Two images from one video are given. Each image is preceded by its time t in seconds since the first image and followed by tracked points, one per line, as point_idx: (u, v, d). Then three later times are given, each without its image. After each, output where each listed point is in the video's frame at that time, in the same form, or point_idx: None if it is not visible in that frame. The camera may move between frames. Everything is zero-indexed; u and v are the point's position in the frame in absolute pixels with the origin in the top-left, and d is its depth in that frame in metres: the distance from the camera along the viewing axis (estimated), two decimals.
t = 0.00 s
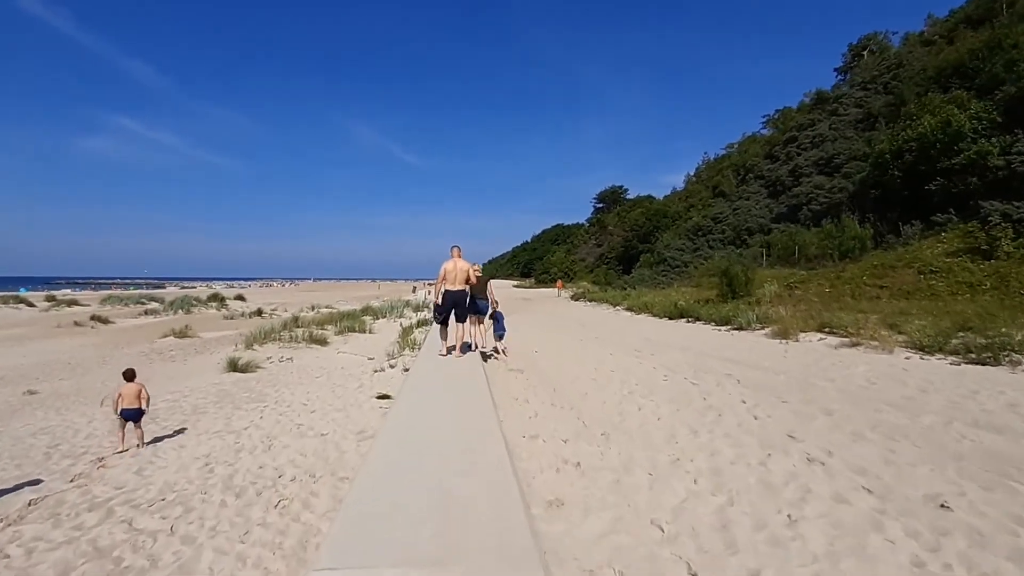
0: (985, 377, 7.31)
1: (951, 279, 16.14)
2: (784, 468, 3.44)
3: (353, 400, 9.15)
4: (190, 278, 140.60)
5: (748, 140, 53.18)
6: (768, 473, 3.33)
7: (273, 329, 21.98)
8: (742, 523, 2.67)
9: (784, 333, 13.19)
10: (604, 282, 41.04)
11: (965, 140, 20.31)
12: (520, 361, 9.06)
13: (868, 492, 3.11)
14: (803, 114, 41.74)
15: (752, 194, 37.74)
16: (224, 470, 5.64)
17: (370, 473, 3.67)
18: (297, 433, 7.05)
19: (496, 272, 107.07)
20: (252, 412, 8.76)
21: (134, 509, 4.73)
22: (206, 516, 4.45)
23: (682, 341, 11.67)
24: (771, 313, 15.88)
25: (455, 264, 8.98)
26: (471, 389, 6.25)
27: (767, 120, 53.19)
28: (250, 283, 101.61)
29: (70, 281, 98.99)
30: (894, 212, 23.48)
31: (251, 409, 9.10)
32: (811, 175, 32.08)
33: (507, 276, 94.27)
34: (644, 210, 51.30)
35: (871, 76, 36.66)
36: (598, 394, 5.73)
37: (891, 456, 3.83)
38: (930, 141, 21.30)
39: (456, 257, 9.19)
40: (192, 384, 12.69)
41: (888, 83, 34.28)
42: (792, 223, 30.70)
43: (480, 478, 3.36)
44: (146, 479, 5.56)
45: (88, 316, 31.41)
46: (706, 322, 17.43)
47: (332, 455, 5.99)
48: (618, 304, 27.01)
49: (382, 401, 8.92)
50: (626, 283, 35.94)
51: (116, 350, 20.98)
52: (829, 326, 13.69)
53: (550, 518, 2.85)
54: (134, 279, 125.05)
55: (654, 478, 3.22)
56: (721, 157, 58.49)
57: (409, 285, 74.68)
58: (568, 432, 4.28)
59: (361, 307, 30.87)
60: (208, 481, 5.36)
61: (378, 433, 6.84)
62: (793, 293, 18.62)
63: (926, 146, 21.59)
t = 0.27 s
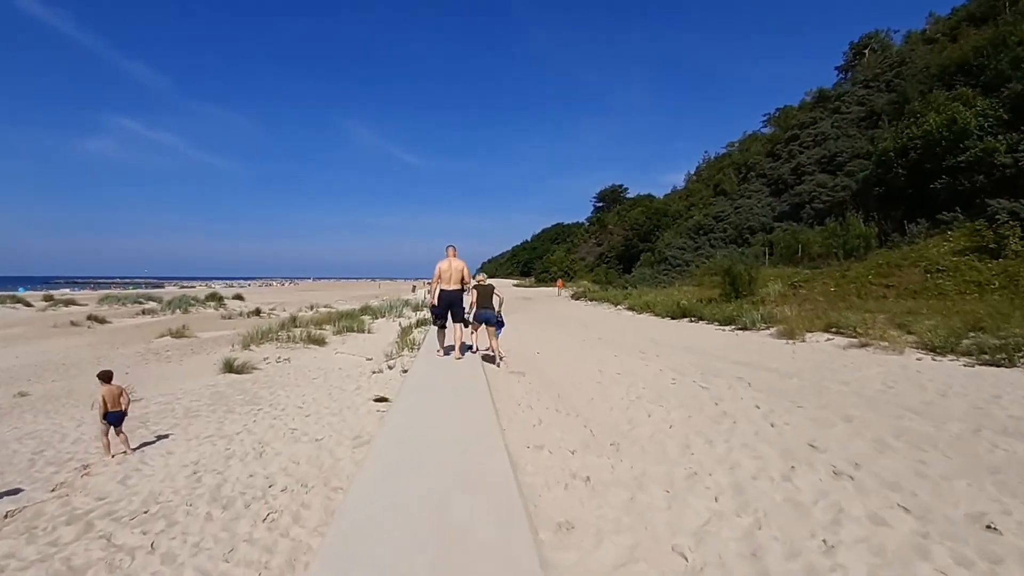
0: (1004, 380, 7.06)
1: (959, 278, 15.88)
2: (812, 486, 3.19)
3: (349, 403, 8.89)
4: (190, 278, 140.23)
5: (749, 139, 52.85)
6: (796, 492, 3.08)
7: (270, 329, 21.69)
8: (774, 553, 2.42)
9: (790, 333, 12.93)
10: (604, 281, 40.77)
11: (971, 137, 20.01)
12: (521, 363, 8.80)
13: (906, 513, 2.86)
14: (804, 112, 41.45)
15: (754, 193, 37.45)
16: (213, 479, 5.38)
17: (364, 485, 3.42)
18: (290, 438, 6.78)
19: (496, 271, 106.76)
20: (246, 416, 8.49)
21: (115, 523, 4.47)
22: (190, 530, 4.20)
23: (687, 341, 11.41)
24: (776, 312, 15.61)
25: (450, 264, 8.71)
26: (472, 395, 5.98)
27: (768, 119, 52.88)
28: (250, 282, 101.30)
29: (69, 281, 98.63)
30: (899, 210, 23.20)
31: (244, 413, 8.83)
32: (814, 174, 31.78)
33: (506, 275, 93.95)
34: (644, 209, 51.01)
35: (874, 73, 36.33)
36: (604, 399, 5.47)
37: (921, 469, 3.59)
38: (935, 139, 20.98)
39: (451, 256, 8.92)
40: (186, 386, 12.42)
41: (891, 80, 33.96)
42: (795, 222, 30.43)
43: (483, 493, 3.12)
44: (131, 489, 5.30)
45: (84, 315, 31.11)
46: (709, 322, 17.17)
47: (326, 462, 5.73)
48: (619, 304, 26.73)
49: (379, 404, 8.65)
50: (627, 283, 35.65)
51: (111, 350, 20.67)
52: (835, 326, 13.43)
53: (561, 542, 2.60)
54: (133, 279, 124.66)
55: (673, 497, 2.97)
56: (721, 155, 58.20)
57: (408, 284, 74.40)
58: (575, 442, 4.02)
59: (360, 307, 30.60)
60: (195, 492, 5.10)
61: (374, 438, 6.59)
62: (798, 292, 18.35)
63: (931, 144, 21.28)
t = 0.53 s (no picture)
0: None
1: (965, 279, 15.65)
2: (843, 507, 2.93)
3: (344, 406, 8.62)
4: (188, 278, 139.80)
5: (749, 139, 52.61)
6: (826, 514, 2.82)
7: (266, 329, 21.39)
8: None
9: (796, 334, 12.69)
10: (604, 281, 40.51)
11: (976, 136, 19.75)
12: (521, 365, 8.54)
13: (951, 541, 2.61)
14: (805, 112, 41.21)
15: (755, 192, 37.21)
16: (198, 490, 5.11)
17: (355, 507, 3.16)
18: (281, 445, 6.51)
19: (495, 271, 106.47)
20: (237, 420, 8.22)
21: (90, 538, 4.19)
22: (168, 548, 3.94)
23: (691, 343, 11.14)
24: (780, 313, 15.36)
25: (443, 263, 8.42)
26: (471, 402, 5.72)
27: (769, 118, 52.61)
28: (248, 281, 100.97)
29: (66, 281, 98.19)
30: (902, 210, 22.96)
31: (235, 417, 8.55)
32: (815, 173, 31.54)
33: (505, 275, 93.66)
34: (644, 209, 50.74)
35: (875, 72, 36.07)
36: (610, 405, 5.20)
37: (956, 485, 3.33)
38: (939, 138, 20.71)
39: (444, 255, 8.63)
40: (178, 388, 12.13)
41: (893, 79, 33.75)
42: (796, 222, 30.19)
43: (485, 518, 2.88)
44: (111, 500, 5.02)
45: (79, 315, 30.75)
46: (712, 323, 16.90)
47: (317, 472, 5.46)
48: (619, 304, 26.47)
49: (375, 407, 8.38)
50: (627, 282, 35.39)
51: (104, 351, 20.34)
52: (842, 328, 13.19)
53: None
54: (131, 278, 124.22)
55: (694, 521, 2.71)
56: (721, 155, 57.96)
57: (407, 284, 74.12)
58: (582, 454, 3.75)
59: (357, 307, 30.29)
60: (178, 504, 4.83)
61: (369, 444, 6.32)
62: (801, 293, 18.10)
63: (935, 143, 21.01)
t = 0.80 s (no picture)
0: None
1: (972, 278, 15.41)
2: (880, 530, 2.67)
3: (340, 411, 8.36)
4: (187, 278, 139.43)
5: (749, 138, 52.39)
6: (863, 539, 2.57)
7: (264, 331, 21.14)
8: None
9: (803, 335, 12.44)
10: (605, 281, 40.28)
11: (980, 135, 19.48)
12: (523, 368, 8.30)
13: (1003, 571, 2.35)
14: (806, 111, 40.97)
15: (756, 191, 36.99)
16: (184, 504, 4.86)
17: (346, 531, 2.91)
18: (274, 454, 6.24)
19: (495, 271, 106.19)
20: (229, 427, 7.97)
21: (64, 558, 3.95)
22: (147, 570, 3.69)
23: (697, 345, 10.89)
24: (785, 314, 15.11)
25: (441, 263, 8.16)
26: (472, 409, 5.45)
27: (769, 118, 52.37)
28: (247, 282, 100.68)
29: (64, 282, 97.81)
30: (907, 209, 22.74)
31: (228, 422, 8.30)
32: (817, 172, 31.31)
33: (505, 275, 93.41)
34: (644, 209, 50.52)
35: (877, 71, 35.82)
36: (619, 413, 4.94)
37: (996, 502, 3.09)
38: (943, 136, 20.48)
39: (444, 255, 8.37)
40: (171, 391, 11.87)
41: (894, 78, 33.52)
42: (798, 221, 29.99)
43: (489, 545, 2.62)
44: (91, 515, 4.78)
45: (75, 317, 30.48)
46: (716, 324, 16.66)
47: (310, 484, 5.20)
48: (620, 304, 26.24)
49: (373, 412, 8.12)
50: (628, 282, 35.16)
51: (98, 353, 20.07)
52: (849, 329, 12.94)
53: None
54: (129, 279, 123.80)
55: (719, 550, 2.45)
56: (721, 155, 57.74)
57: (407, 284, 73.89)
58: (592, 469, 3.50)
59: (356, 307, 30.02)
60: (160, 520, 4.58)
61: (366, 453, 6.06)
62: (806, 293, 17.87)
63: (939, 141, 20.78)
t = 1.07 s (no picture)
0: None
1: (980, 278, 15.16)
2: (926, 555, 2.42)
3: (336, 414, 8.10)
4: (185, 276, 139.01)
5: (750, 136, 52.12)
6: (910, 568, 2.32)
7: (261, 330, 20.84)
8: None
9: (809, 335, 12.20)
10: (605, 280, 40.03)
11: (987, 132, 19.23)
12: (525, 370, 8.05)
13: None
14: (808, 108, 40.69)
15: (758, 190, 36.69)
16: (169, 516, 4.61)
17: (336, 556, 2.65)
18: (266, 460, 5.99)
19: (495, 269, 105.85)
20: (221, 430, 7.70)
21: None
22: None
23: (702, 345, 10.64)
24: (791, 313, 14.86)
25: (442, 261, 7.91)
26: (472, 414, 5.18)
27: (771, 116, 52.07)
28: (246, 280, 100.25)
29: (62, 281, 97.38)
30: (912, 207, 22.49)
31: (220, 426, 8.02)
32: (820, 170, 31.04)
33: (504, 274, 93.10)
34: (644, 207, 50.22)
35: (880, 69, 35.50)
36: (629, 418, 4.69)
37: None
38: (950, 133, 20.21)
39: (444, 252, 8.11)
40: (164, 392, 11.58)
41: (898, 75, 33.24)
42: (800, 220, 29.73)
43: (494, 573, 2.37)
44: (70, 527, 4.53)
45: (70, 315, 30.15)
46: (719, 323, 16.40)
47: (302, 493, 4.95)
48: (621, 303, 25.97)
49: (370, 414, 7.87)
50: (629, 281, 34.87)
51: (92, 352, 19.76)
52: (856, 329, 12.70)
53: None
54: (127, 277, 123.39)
55: None
56: (722, 153, 57.45)
57: (406, 283, 73.56)
58: (604, 482, 3.24)
59: (354, 306, 29.73)
60: (143, 533, 4.32)
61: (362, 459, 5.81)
62: (810, 292, 17.61)
63: (945, 139, 20.50)
